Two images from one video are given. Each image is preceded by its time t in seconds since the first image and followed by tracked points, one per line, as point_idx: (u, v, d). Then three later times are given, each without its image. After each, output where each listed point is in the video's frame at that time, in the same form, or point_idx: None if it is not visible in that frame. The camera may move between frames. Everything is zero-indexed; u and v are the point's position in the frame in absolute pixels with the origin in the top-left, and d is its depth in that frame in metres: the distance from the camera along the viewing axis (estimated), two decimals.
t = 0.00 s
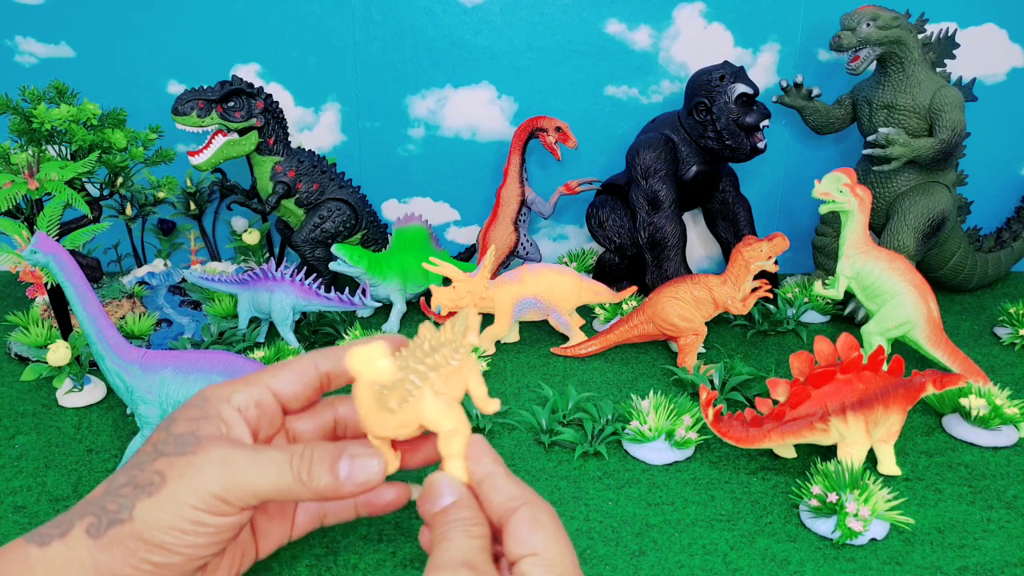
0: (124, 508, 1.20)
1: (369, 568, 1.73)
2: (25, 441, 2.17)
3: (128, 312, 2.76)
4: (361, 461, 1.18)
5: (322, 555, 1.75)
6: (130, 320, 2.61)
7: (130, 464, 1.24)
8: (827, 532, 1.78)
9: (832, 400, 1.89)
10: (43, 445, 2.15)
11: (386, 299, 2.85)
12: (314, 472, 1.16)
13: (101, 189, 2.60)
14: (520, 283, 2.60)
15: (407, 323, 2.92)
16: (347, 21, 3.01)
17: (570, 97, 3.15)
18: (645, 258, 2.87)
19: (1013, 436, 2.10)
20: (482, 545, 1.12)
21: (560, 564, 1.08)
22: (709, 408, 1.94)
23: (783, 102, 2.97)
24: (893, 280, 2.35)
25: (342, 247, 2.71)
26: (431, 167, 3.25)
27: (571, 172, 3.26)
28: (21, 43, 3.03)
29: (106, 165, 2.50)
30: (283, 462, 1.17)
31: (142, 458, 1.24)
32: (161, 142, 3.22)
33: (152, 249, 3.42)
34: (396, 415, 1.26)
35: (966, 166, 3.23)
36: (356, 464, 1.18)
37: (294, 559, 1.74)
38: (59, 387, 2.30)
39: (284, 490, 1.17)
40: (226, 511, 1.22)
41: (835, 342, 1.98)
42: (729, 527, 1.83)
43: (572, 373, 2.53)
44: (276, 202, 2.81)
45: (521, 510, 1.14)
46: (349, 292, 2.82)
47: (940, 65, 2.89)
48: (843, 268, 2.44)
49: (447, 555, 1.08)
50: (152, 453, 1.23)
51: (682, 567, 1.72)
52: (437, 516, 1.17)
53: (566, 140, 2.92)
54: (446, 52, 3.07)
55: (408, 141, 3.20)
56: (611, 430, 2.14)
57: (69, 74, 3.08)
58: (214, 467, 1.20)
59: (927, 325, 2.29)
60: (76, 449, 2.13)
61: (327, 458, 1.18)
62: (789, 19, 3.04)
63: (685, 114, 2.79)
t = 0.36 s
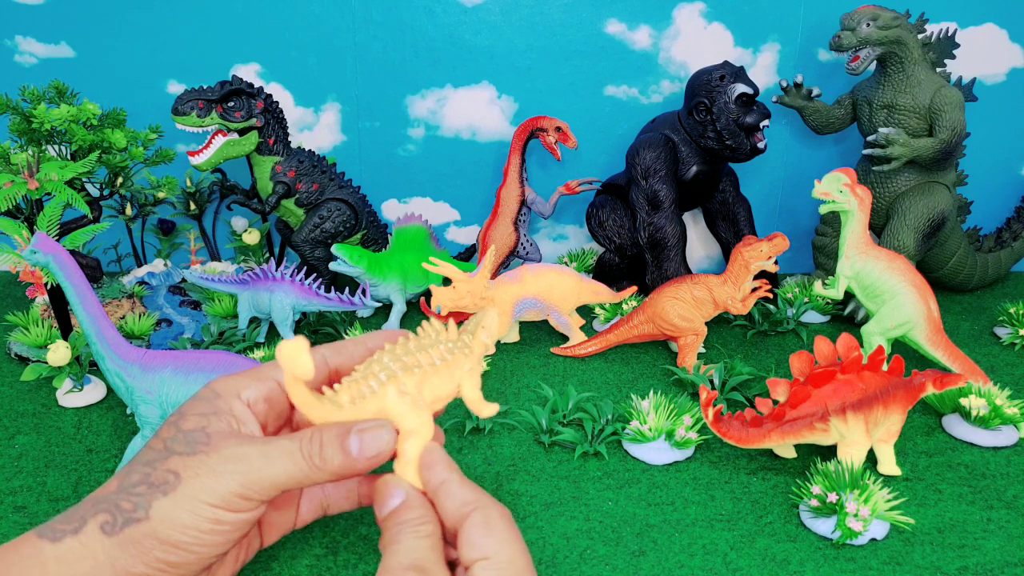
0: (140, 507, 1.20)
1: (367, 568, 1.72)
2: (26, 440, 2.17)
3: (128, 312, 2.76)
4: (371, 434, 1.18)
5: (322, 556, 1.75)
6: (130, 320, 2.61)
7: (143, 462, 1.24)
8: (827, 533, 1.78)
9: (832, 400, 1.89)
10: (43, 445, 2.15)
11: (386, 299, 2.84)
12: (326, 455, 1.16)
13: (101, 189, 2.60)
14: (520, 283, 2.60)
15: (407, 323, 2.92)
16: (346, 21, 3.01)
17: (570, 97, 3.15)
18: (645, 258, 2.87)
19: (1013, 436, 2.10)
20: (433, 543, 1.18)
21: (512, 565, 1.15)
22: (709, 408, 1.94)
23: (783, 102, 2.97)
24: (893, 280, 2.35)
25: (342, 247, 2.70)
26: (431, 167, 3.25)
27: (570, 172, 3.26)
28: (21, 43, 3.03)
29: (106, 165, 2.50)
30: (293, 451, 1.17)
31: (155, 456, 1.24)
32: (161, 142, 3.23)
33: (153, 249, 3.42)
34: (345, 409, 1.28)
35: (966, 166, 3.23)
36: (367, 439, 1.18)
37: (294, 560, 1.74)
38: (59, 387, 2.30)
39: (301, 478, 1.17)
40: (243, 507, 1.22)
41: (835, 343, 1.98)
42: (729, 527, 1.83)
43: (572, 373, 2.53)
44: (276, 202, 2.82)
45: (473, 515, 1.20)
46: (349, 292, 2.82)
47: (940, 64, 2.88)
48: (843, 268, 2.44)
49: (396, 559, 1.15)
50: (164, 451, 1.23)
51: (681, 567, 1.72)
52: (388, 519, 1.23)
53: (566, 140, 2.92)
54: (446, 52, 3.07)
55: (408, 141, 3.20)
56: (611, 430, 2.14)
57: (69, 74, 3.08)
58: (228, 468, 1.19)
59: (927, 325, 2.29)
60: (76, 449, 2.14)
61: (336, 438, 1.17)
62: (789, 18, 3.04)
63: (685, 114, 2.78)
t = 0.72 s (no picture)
0: (147, 514, 1.20)
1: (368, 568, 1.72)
2: (26, 441, 2.17)
3: (128, 312, 2.75)
4: (373, 424, 1.18)
5: (322, 556, 1.75)
6: (130, 320, 2.62)
7: (145, 466, 1.24)
8: (827, 532, 1.78)
9: (832, 400, 1.89)
10: (43, 445, 2.15)
11: (386, 299, 2.84)
12: (332, 446, 1.16)
13: (101, 189, 2.60)
14: (520, 283, 2.60)
15: (407, 323, 2.92)
16: (347, 21, 3.02)
17: (570, 97, 3.15)
18: (646, 258, 2.87)
19: (1013, 436, 2.10)
20: (414, 544, 1.19)
21: (499, 564, 1.16)
22: (709, 408, 1.94)
23: (783, 102, 2.97)
24: (893, 280, 2.35)
25: (342, 247, 2.71)
26: (431, 167, 3.25)
27: (570, 172, 3.26)
28: (21, 43, 3.03)
29: (106, 165, 2.50)
30: (298, 446, 1.16)
31: (156, 461, 1.24)
32: (161, 142, 3.23)
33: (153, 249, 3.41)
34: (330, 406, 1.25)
35: (966, 166, 3.23)
36: (371, 428, 1.18)
37: (293, 560, 1.74)
38: (59, 387, 2.30)
39: (306, 470, 1.17)
40: (251, 509, 1.22)
41: (835, 342, 1.99)
42: (729, 527, 1.83)
43: (572, 373, 2.54)
44: (276, 202, 2.82)
45: (460, 514, 1.21)
46: (349, 292, 2.81)
47: (940, 65, 2.88)
48: (843, 268, 2.44)
49: (378, 560, 1.15)
50: (165, 456, 1.23)
51: (681, 567, 1.72)
52: (369, 520, 1.23)
53: (566, 140, 2.92)
54: (446, 52, 3.07)
55: (409, 142, 3.20)
56: (611, 430, 2.14)
57: (69, 74, 3.08)
58: (231, 470, 1.19)
59: (927, 325, 2.29)
60: (76, 449, 2.13)
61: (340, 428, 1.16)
62: (789, 19, 3.04)
63: (685, 114, 2.78)
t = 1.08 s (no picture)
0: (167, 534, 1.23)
1: (369, 568, 1.72)
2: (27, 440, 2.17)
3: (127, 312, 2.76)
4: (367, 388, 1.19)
5: (322, 556, 1.75)
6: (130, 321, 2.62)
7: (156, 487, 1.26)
8: (827, 532, 1.78)
9: (832, 400, 1.89)
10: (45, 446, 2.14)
11: (386, 299, 2.84)
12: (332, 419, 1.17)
13: (101, 189, 2.60)
14: (520, 283, 2.60)
15: (407, 323, 2.92)
16: (347, 21, 3.02)
17: (570, 97, 3.15)
18: (645, 258, 2.87)
19: (1013, 436, 2.10)
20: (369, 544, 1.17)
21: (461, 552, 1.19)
22: (709, 408, 1.94)
23: (783, 102, 2.97)
24: (893, 279, 2.35)
25: (342, 247, 2.71)
26: (431, 167, 3.25)
27: (570, 171, 3.26)
28: (21, 43, 3.03)
29: (106, 165, 2.50)
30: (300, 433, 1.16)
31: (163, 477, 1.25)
32: (161, 142, 3.23)
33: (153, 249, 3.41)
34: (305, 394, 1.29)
35: (967, 166, 3.23)
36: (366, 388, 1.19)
37: (293, 560, 1.74)
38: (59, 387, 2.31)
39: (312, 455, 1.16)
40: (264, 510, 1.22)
41: (835, 343, 1.99)
42: (729, 527, 1.83)
43: (572, 373, 2.54)
44: (276, 202, 2.82)
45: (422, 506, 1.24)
46: (348, 292, 2.81)
47: (940, 65, 2.88)
48: (843, 268, 2.44)
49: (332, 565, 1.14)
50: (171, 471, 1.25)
51: (682, 567, 1.72)
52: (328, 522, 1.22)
53: (566, 140, 2.92)
54: (446, 52, 3.07)
55: (408, 142, 3.20)
56: (611, 430, 2.14)
57: (69, 74, 3.08)
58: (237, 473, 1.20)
59: (927, 325, 2.29)
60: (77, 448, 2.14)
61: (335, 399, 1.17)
62: (789, 19, 3.04)
63: (685, 114, 2.78)
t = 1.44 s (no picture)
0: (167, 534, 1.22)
1: (368, 568, 1.72)
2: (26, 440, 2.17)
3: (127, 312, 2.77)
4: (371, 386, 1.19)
5: (322, 556, 1.75)
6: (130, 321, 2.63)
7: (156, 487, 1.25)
8: (827, 532, 1.78)
9: (832, 400, 1.89)
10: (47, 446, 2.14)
11: (386, 299, 2.84)
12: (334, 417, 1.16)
13: (101, 189, 2.60)
14: (520, 283, 2.60)
15: (407, 323, 2.92)
16: (347, 21, 3.02)
17: (570, 97, 3.15)
18: (645, 257, 2.87)
19: (1013, 436, 2.10)
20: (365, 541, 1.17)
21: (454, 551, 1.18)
22: (709, 408, 1.94)
23: (783, 102, 2.97)
24: (893, 279, 2.35)
25: (342, 247, 2.71)
26: (431, 167, 3.25)
27: (571, 171, 3.26)
28: (21, 43, 3.03)
29: (106, 165, 2.49)
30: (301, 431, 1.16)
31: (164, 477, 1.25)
32: (161, 142, 3.23)
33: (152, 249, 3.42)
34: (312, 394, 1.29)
35: (967, 166, 3.23)
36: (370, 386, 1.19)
37: (292, 559, 1.74)
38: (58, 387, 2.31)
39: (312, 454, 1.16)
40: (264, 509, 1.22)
41: (835, 343, 1.99)
42: (729, 527, 1.83)
43: (572, 373, 2.54)
44: (276, 202, 2.81)
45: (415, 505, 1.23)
46: (348, 292, 2.81)
47: (940, 65, 2.88)
48: (843, 268, 2.44)
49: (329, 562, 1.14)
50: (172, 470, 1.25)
51: (682, 567, 1.72)
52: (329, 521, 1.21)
53: (566, 140, 2.92)
54: (446, 52, 3.07)
55: (408, 142, 3.20)
56: (611, 430, 2.14)
57: (69, 74, 3.08)
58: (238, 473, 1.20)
59: (927, 325, 2.29)
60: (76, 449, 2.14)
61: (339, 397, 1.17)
62: (789, 19, 3.04)
63: (685, 114, 2.79)
